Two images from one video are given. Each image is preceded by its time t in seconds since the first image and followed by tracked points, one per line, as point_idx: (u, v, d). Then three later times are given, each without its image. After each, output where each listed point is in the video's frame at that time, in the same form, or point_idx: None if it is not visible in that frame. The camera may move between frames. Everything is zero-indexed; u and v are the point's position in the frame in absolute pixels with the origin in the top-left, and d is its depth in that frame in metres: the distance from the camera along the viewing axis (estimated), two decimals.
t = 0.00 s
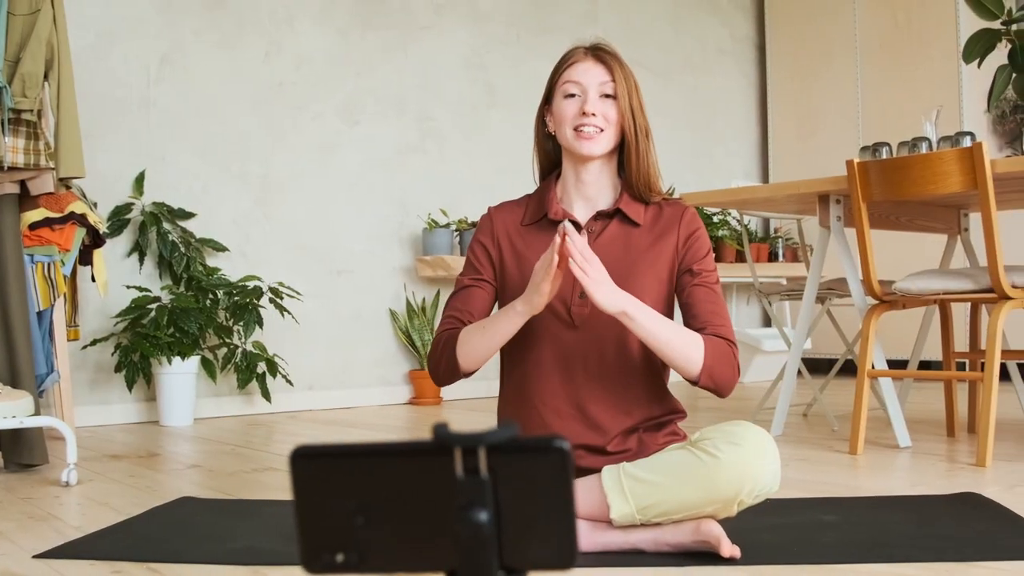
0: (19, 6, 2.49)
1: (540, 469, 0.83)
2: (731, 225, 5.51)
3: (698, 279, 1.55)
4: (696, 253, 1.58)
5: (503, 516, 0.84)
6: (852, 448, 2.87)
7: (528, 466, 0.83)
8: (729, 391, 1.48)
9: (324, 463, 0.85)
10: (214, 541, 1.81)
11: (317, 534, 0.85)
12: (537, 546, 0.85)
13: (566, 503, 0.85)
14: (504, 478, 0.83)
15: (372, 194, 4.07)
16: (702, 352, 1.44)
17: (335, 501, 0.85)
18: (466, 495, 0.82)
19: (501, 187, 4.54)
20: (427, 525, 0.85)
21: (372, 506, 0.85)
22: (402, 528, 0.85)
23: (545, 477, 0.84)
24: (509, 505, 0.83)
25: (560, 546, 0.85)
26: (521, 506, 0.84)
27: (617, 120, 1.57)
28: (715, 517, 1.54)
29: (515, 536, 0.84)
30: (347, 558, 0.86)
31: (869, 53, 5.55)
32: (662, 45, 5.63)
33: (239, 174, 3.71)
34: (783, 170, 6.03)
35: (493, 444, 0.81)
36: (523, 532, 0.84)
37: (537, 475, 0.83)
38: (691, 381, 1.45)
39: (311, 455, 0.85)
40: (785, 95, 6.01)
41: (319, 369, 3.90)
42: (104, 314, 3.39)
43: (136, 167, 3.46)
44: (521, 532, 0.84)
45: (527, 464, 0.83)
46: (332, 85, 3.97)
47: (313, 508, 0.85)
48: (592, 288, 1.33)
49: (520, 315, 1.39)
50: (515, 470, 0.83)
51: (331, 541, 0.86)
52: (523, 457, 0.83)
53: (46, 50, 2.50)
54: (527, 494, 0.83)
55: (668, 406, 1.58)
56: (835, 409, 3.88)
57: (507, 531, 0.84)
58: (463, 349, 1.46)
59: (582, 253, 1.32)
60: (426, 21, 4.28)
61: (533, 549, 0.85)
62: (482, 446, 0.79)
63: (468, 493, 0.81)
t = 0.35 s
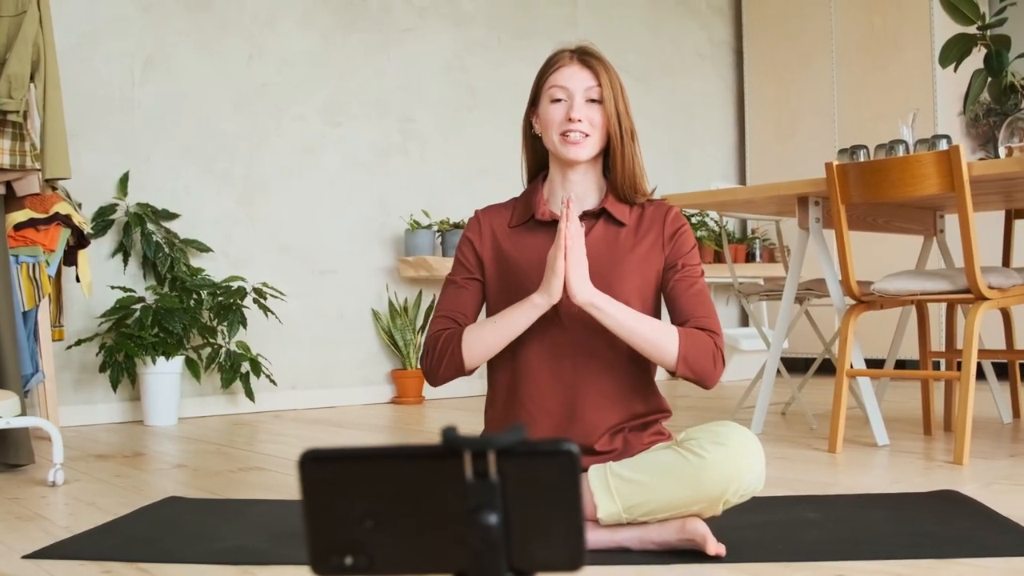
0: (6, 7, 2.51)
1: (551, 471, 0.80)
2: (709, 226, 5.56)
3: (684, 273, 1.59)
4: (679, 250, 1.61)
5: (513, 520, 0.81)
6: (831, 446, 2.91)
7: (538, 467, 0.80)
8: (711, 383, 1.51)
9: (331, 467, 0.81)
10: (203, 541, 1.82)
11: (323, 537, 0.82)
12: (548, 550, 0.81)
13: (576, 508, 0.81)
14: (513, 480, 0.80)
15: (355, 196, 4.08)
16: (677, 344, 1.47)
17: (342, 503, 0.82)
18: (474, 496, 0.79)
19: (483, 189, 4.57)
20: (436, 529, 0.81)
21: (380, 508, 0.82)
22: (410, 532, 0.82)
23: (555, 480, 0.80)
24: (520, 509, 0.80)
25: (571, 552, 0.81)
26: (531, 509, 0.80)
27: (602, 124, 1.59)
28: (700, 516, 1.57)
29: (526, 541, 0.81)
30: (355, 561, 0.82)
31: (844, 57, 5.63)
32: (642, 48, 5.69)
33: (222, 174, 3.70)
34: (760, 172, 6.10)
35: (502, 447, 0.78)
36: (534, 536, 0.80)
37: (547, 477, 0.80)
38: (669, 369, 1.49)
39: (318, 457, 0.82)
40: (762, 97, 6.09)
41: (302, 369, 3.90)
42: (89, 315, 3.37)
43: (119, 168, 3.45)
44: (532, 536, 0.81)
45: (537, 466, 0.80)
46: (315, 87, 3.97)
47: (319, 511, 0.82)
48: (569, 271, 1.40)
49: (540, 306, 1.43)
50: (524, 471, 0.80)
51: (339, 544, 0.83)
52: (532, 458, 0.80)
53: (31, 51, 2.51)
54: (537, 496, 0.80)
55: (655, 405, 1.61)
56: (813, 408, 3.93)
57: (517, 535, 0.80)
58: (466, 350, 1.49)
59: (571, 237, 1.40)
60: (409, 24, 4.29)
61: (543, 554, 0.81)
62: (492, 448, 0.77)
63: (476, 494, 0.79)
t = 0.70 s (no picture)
0: None
1: (570, 475, 0.78)
2: (689, 227, 5.61)
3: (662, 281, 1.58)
4: (658, 253, 1.59)
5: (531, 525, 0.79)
6: (812, 445, 2.96)
7: (556, 471, 0.78)
8: (687, 390, 1.50)
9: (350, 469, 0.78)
10: (195, 540, 1.83)
11: (339, 537, 0.79)
12: (565, 554, 0.79)
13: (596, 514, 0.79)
14: (532, 484, 0.78)
15: (339, 196, 4.09)
16: (655, 347, 1.46)
17: (359, 505, 0.79)
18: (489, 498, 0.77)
19: (467, 190, 4.58)
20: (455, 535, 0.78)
21: (398, 510, 0.79)
22: (429, 535, 0.79)
23: (574, 485, 0.78)
24: (537, 509, 0.78)
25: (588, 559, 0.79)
26: (548, 513, 0.78)
27: (582, 129, 1.57)
28: (688, 513, 1.60)
29: (544, 545, 0.79)
30: (373, 561, 0.79)
31: (822, 60, 5.69)
32: (623, 52, 5.73)
33: (207, 175, 3.69)
34: (738, 174, 6.16)
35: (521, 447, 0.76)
36: (551, 540, 0.79)
37: (565, 482, 0.78)
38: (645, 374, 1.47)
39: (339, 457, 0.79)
40: (742, 100, 6.14)
41: (287, 368, 3.90)
42: (75, 315, 3.36)
43: (105, 168, 3.44)
44: (550, 541, 0.79)
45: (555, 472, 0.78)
46: (300, 89, 3.97)
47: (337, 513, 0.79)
48: (552, 276, 1.41)
49: (525, 312, 1.42)
50: (543, 476, 0.78)
51: (355, 544, 0.79)
52: (554, 464, 0.78)
53: (20, 52, 2.60)
54: (554, 502, 0.78)
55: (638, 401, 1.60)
56: (793, 406, 3.98)
57: (534, 540, 0.79)
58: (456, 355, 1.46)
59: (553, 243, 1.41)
60: (393, 26, 4.30)
61: (561, 560, 0.79)
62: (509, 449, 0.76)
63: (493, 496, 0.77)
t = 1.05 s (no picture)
0: None
1: (591, 470, 0.75)
2: (671, 228, 5.66)
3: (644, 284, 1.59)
4: (640, 257, 1.61)
5: (551, 519, 0.76)
6: (796, 443, 2.99)
7: (578, 465, 0.75)
8: (663, 390, 1.49)
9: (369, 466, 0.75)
10: (190, 538, 1.84)
11: (358, 534, 0.75)
12: (584, 547, 0.77)
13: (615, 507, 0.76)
14: (552, 478, 0.75)
15: (326, 197, 4.09)
16: (635, 348, 1.45)
17: (377, 503, 0.75)
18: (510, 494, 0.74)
19: (453, 192, 4.60)
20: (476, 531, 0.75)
21: (418, 506, 0.75)
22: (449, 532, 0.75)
23: (595, 478, 0.76)
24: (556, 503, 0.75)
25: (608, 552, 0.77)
26: (568, 506, 0.76)
27: (567, 132, 1.58)
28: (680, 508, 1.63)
29: (564, 538, 0.76)
30: (392, 558, 0.76)
31: (803, 64, 5.75)
32: (606, 55, 5.77)
33: (196, 176, 3.69)
34: (720, 176, 6.21)
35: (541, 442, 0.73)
36: (572, 534, 0.76)
37: (587, 475, 0.75)
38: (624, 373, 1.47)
39: (355, 453, 0.75)
40: (724, 104, 6.19)
41: (274, 367, 3.90)
42: (64, 315, 3.35)
43: (95, 169, 3.43)
44: (570, 534, 0.76)
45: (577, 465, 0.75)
46: (287, 91, 3.97)
47: (355, 512, 0.75)
48: (537, 272, 1.41)
49: (509, 307, 1.42)
50: (564, 469, 0.75)
51: (372, 540, 0.76)
52: (576, 457, 0.75)
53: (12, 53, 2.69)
54: (575, 495, 0.76)
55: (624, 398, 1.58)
56: (776, 405, 4.03)
57: (555, 533, 0.76)
58: (439, 349, 1.45)
59: (537, 237, 1.40)
60: (379, 28, 4.31)
61: (581, 553, 0.77)
62: (530, 445, 0.73)
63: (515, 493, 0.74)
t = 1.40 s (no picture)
0: None
1: (611, 470, 0.76)
2: (653, 229, 5.70)
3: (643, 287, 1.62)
4: (640, 257, 1.63)
5: (569, 517, 0.77)
6: (780, 441, 3.03)
7: (597, 465, 0.76)
8: (661, 393, 1.52)
9: (389, 467, 0.76)
10: (182, 537, 1.84)
11: (378, 532, 0.77)
12: (600, 544, 0.78)
13: (633, 507, 0.77)
14: (572, 478, 0.76)
15: (312, 198, 4.09)
16: (635, 352, 1.48)
17: (397, 503, 0.77)
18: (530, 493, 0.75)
19: (438, 193, 4.62)
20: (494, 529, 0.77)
21: (438, 505, 0.77)
22: (468, 530, 0.77)
23: (614, 479, 0.76)
24: (574, 503, 0.76)
25: (625, 549, 0.78)
26: (587, 506, 0.77)
27: (565, 128, 1.60)
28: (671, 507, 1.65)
29: (580, 536, 0.77)
30: (411, 555, 0.77)
31: (783, 67, 5.81)
32: (589, 58, 5.80)
33: (182, 177, 3.68)
34: (700, 178, 6.27)
35: (562, 440, 0.75)
36: (588, 533, 0.78)
37: (605, 476, 0.76)
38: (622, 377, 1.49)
39: (376, 453, 0.77)
40: (705, 107, 6.24)
41: (261, 366, 3.90)
42: (51, 314, 3.33)
43: (82, 170, 3.42)
44: (587, 532, 0.77)
45: (596, 466, 0.76)
46: (273, 92, 3.97)
47: (375, 511, 0.76)
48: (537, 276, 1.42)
49: (507, 311, 1.43)
50: (584, 470, 0.76)
51: (391, 538, 0.77)
52: (595, 458, 0.76)
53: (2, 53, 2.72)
54: (593, 495, 0.77)
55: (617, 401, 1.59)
56: (758, 403, 4.07)
57: (572, 532, 0.77)
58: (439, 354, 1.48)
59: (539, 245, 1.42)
60: (365, 31, 4.32)
61: (598, 551, 0.78)
62: (549, 444, 0.74)
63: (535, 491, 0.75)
